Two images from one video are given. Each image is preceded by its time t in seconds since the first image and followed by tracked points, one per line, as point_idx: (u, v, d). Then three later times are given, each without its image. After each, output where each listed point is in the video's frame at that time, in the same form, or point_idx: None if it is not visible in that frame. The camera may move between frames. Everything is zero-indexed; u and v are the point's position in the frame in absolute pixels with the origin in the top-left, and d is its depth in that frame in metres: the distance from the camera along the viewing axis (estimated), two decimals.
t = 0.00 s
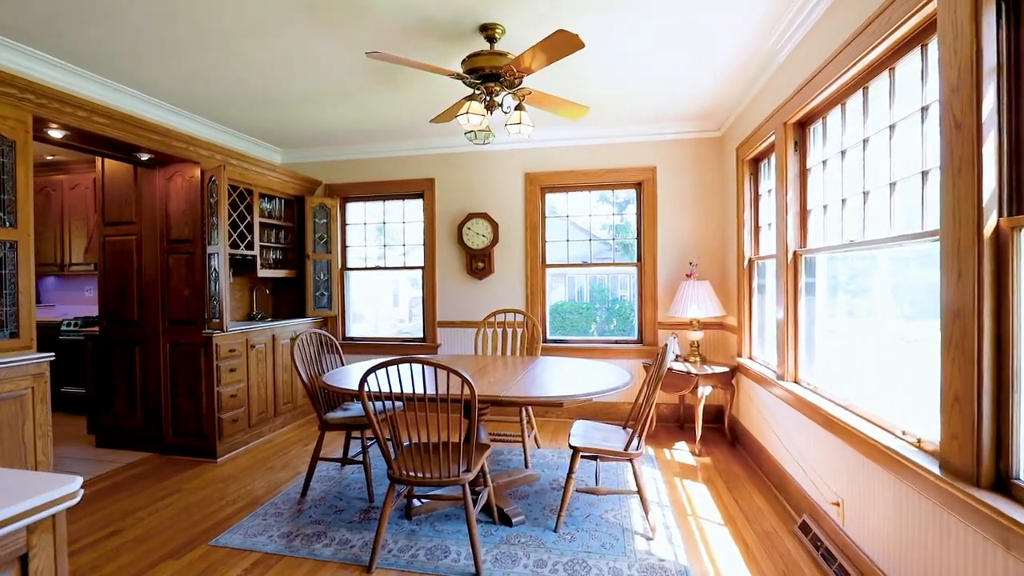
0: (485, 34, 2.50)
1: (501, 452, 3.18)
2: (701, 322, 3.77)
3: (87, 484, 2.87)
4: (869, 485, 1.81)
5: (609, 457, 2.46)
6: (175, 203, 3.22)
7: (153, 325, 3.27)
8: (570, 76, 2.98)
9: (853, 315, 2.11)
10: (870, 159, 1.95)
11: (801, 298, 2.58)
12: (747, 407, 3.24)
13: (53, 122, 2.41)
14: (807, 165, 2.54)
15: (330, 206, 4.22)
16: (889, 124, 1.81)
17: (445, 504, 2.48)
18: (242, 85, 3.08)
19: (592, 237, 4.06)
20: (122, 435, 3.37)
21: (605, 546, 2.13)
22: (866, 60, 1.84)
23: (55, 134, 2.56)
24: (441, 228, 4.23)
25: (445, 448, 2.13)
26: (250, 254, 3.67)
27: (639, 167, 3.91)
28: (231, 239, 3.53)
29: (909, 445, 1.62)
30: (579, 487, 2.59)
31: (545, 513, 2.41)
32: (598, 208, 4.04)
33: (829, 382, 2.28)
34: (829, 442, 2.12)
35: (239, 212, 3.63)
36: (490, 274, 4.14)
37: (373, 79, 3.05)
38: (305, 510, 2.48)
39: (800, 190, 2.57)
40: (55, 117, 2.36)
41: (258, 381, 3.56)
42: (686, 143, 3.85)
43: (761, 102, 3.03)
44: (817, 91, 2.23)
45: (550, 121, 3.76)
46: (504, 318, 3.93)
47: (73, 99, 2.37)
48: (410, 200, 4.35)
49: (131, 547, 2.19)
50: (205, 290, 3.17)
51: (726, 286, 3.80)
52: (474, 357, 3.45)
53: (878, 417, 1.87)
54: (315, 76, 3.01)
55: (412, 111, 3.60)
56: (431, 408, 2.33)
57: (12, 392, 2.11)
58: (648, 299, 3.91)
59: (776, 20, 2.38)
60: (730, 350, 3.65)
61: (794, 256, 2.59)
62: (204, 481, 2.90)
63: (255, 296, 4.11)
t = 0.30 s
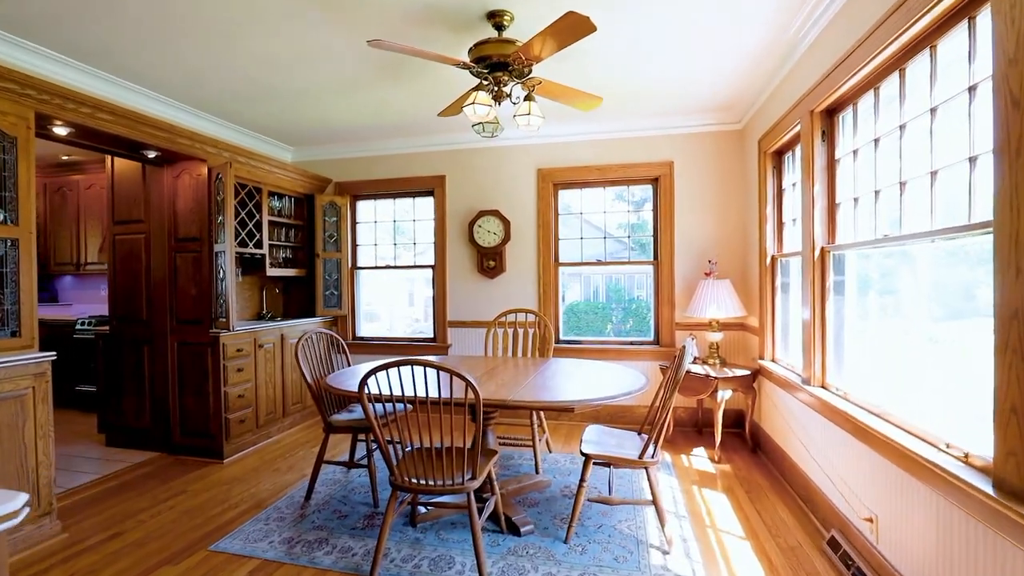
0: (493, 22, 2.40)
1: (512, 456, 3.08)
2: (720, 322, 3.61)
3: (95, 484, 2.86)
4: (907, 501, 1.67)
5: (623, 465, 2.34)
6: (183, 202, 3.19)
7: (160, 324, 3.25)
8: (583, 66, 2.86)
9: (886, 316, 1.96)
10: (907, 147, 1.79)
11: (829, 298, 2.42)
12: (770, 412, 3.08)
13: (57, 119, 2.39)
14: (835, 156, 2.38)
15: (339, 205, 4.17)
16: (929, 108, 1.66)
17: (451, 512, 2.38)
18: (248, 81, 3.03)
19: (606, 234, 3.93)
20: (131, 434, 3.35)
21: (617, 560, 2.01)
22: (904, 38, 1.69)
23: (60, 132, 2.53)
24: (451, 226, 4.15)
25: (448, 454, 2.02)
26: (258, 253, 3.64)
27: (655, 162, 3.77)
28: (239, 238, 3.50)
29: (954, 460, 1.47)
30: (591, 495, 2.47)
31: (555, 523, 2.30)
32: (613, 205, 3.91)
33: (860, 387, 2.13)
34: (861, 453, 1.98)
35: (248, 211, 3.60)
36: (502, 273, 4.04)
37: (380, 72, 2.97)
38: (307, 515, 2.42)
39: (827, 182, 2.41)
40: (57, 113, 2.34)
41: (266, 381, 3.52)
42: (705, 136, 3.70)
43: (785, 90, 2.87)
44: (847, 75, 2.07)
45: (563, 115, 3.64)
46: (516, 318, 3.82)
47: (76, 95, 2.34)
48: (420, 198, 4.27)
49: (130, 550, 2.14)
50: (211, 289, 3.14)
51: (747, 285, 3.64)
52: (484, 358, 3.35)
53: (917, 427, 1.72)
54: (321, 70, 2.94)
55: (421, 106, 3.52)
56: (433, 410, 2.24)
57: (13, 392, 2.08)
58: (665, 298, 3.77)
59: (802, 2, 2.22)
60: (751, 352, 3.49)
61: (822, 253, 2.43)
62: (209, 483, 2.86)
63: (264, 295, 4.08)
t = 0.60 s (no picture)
0: (502, 7, 2.28)
1: (524, 461, 2.98)
2: (744, 323, 3.44)
3: (104, 484, 2.84)
4: (958, 523, 1.51)
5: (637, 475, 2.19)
6: (193, 200, 3.17)
7: (170, 323, 3.23)
8: (597, 55, 2.73)
9: (928, 317, 1.79)
10: (954, 131, 1.62)
11: (863, 298, 2.24)
12: (798, 419, 2.91)
13: (63, 117, 2.36)
14: (871, 145, 2.20)
15: (351, 203, 4.11)
16: (981, 87, 1.50)
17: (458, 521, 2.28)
18: (255, 76, 2.98)
19: (623, 232, 3.79)
20: (142, 434, 3.35)
21: None
22: (952, 9, 1.52)
23: (67, 129, 2.51)
24: (463, 224, 4.05)
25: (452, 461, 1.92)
26: (269, 252, 3.60)
27: (675, 155, 3.62)
28: (249, 236, 3.47)
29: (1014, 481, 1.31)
30: (605, 506, 2.35)
31: (567, 535, 2.18)
32: (630, 201, 3.77)
33: (898, 394, 1.96)
34: (901, 467, 1.81)
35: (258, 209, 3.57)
36: (515, 271, 3.93)
37: (388, 65, 2.89)
38: (311, 520, 2.35)
39: (861, 172, 2.23)
40: (63, 110, 2.31)
41: (276, 381, 3.48)
42: (727, 128, 3.53)
43: (813, 77, 2.70)
44: (884, 55, 1.89)
45: (578, 108, 3.51)
46: (529, 318, 3.71)
47: (80, 91, 2.31)
48: (432, 195, 4.19)
49: (130, 554, 2.09)
50: (220, 288, 3.10)
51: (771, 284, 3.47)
52: (495, 359, 3.24)
53: (967, 441, 1.55)
54: (328, 63, 2.87)
55: (431, 100, 3.43)
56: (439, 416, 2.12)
57: (14, 391, 2.05)
58: (685, 298, 3.62)
59: None
60: (776, 355, 3.32)
61: (856, 249, 2.26)
62: (216, 484, 2.82)
63: (276, 295, 4.05)
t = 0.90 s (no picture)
0: None
1: (536, 468, 2.87)
2: (769, 325, 3.27)
3: (108, 486, 2.80)
4: (1013, 551, 1.34)
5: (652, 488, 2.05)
6: (202, 199, 3.14)
7: (181, 323, 3.21)
8: (612, 43, 2.60)
9: (976, 320, 1.61)
10: (1009, 113, 1.45)
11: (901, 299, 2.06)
12: (828, 428, 2.73)
13: (71, 115, 2.34)
14: (912, 132, 1.98)
15: (363, 201, 4.06)
16: None
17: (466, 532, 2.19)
18: (263, 71, 2.94)
19: (641, 230, 3.64)
20: (154, 434, 3.34)
21: None
22: None
23: (76, 128, 2.50)
24: (476, 223, 3.96)
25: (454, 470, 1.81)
26: (280, 251, 3.56)
27: (695, 149, 3.46)
28: (259, 236, 3.44)
29: None
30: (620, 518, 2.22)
31: (579, 549, 2.07)
32: (648, 197, 3.62)
33: (942, 405, 1.79)
34: (947, 485, 1.64)
35: (269, 208, 3.55)
36: (529, 271, 3.81)
37: (396, 57, 2.81)
38: (314, 527, 2.28)
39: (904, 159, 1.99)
40: (69, 109, 2.29)
41: (287, 381, 3.44)
42: (751, 120, 3.36)
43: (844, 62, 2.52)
44: (926, 33, 1.72)
45: (593, 101, 3.39)
46: (543, 319, 3.60)
47: (85, 89, 2.28)
48: (445, 193, 4.11)
49: (130, 559, 2.05)
50: (229, 288, 3.07)
51: (798, 284, 3.28)
52: (507, 362, 3.14)
53: None
54: (336, 58, 2.81)
55: (442, 94, 3.34)
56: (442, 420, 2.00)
57: (17, 392, 2.03)
58: (706, 299, 3.46)
59: None
60: (804, 359, 3.14)
61: (895, 246, 2.06)
62: (223, 487, 2.78)
63: (288, 294, 4.02)
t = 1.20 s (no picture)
0: None
1: (546, 475, 2.76)
2: (793, 327, 3.10)
3: (110, 487, 2.77)
4: None
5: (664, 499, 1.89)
6: (209, 198, 3.11)
7: (189, 323, 3.19)
8: (625, 30, 2.48)
9: None
10: None
11: (940, 299, 1.89)
12: (857, 437, 2.55)
13: (74, 113, 2.32)
14: (952, 117, 1.82)
15: (373, 200, 4.00)
16: None
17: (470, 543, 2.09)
18: (268, 66, 2.89)
19: (658, 227, 3.50)
20: (164, 434, 3.33)
21: None
22: None
23: (81, 127, 2.49)
24: (487, 221, 3.87)
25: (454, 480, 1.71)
26: (288, 250, 3.52)
27: (714, 142, 3.31)
28: (268, 234, 3.40)
29: None
30: (633, 532, 2.11)
31: (588, 564, 1.96)
32: (665, 193, 3.47)
33: (986, 416, 1.62)
34: (994, 506, 1.48)
35: (278, 207, 3.51)
36: (541, 270, 3.70)
37: (401, 49, 2.73)
38: (314, 534, 2.21)
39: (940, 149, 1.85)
40: (71, 107, 2.26)
41: (294, 382, 3.40)
42: (774, 111, 3.19)
43: (875, 45, 2.34)
44: (968, 7, 1.56)
45: (607, 93, 3.26)
46: (556, 320, 3.48)
47: (87, 86, 2.25)
48: (455, 190, 4.02)
49: (127, 564, 2.01)
50: (235, 287, 3.04)
51: (825, 283, 3.11)
52: (516, 364, 3.03)
53: None
54: (341, 52, 2.74)
55: (450, 89, 3.26)
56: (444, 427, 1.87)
57: (16, 393, 2.01)
58: (725, 299, 3.30)
59: None
60: (831, 363, 2.96)
61: (932, 242, 1.89)
62: (228, 489, 2.74)
63: (298, 294, 3.99)
